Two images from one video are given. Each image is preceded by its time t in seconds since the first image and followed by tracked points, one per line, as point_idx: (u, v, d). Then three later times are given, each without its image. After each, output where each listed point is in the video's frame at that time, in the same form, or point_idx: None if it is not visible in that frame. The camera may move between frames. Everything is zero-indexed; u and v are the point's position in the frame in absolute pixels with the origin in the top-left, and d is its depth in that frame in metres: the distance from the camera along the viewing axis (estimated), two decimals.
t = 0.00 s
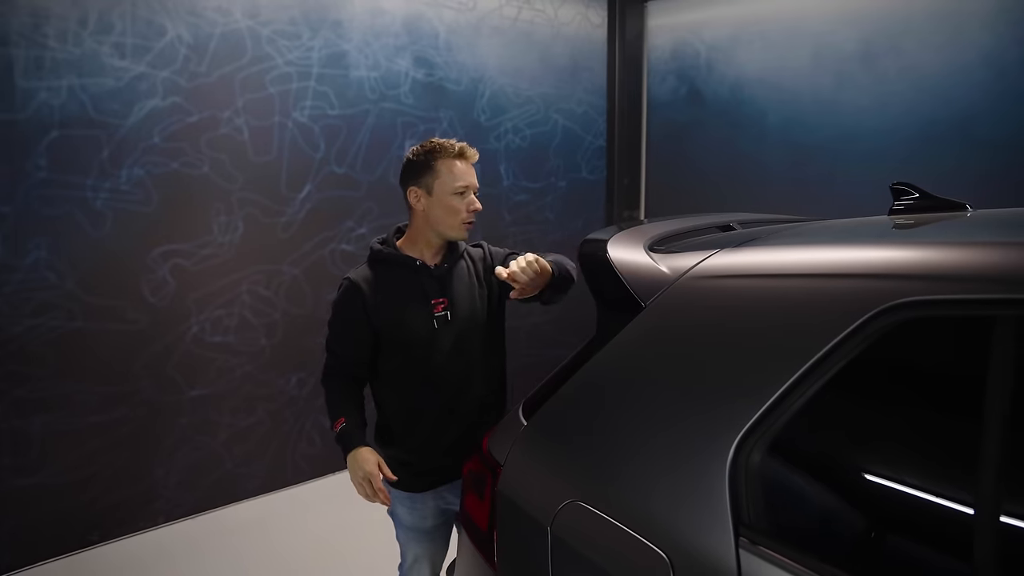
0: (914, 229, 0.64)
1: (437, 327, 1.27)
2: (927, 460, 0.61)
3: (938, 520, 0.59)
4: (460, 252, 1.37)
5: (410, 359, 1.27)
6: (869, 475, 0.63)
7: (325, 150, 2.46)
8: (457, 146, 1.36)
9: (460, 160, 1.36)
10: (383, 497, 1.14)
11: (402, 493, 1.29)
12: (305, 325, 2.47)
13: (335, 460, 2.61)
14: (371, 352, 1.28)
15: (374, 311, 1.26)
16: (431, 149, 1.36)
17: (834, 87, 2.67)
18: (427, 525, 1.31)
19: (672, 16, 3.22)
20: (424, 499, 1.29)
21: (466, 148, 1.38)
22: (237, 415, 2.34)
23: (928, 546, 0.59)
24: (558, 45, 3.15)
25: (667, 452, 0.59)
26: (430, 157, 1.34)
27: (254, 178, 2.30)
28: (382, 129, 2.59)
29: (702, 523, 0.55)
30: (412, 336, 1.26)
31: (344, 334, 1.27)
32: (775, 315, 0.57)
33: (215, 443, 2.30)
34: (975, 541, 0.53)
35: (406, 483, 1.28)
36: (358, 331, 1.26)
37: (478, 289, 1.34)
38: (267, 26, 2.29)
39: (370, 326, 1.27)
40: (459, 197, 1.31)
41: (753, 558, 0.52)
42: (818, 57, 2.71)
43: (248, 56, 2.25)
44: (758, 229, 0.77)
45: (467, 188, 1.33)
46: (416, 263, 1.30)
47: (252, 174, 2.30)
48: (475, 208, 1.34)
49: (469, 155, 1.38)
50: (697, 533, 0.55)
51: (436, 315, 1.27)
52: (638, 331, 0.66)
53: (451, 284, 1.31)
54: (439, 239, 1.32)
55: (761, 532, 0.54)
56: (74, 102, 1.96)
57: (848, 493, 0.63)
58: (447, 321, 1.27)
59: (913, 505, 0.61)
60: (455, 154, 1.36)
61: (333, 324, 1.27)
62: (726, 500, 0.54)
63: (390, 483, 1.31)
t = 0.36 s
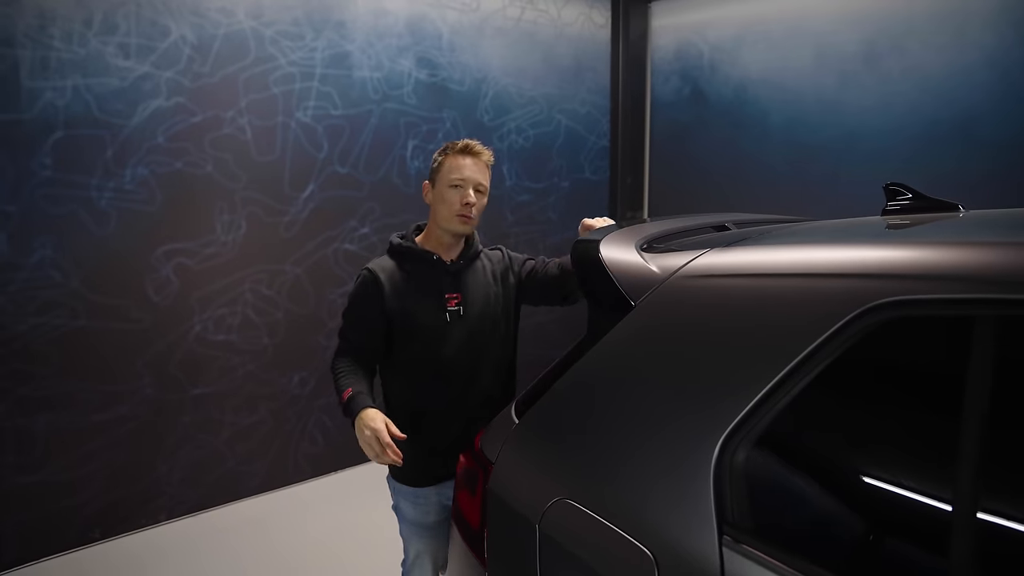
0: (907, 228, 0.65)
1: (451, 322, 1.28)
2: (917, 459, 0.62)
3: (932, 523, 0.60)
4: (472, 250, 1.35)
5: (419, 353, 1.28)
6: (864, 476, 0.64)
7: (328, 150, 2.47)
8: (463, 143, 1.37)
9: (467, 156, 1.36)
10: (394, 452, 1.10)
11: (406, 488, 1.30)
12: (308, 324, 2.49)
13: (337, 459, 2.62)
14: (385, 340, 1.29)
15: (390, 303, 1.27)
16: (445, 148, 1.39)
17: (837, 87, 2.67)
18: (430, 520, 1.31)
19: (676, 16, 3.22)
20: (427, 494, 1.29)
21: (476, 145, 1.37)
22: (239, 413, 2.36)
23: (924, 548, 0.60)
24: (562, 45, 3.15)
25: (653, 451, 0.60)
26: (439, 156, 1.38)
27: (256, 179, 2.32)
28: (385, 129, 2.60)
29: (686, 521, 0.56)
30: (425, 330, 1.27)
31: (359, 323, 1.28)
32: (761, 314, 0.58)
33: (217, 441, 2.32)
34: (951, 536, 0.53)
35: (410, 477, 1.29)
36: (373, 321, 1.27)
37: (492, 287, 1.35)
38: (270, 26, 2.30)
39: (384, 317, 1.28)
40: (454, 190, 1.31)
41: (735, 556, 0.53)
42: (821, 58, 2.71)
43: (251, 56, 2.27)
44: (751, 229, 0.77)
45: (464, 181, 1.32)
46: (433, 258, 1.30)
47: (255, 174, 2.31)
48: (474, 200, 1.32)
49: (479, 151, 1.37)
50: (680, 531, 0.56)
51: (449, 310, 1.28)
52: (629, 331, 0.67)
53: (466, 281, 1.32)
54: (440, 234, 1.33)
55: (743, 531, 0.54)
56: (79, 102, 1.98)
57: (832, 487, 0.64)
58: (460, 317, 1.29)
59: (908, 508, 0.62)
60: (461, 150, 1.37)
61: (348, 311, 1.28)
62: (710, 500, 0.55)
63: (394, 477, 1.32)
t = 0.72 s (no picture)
0: (896, 232, 0.65)
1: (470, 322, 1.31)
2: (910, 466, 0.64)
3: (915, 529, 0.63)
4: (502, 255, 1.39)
5: (438, 344, 1.31)
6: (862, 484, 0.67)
7: (326, 152, 2.48)
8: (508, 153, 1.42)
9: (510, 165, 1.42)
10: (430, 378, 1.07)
11: (405, 485, 1.32)
12: (306, 327, 2.50)
13: (335, 460, 2.63)
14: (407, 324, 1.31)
15: (417, 292, 1.30)
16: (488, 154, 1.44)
17: (838, 88, 2.71)
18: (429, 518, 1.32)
19: (676, 17, 3.25)
20: (426, 492, 1.30)
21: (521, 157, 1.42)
22: (237, 415, 2.36)
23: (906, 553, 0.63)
24: (561, 47, 3.16)
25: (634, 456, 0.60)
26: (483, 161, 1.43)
27: (254, 181, 2.32)
28: (383, 131, 2.61)
29: (663, 528, 0.56)
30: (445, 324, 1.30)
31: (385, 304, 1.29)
32: (739, 319, 0.59)
33: (214, 443, 2.32)
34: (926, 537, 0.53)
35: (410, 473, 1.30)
36: (399, 305, 1.30)
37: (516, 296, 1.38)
38: (268, 29, 2.31)
39: (410, 305, 1.31)
40: (496, 197, 1.36)
41: (711, 562, 0.53)
42: (821, 58, 2.75)
43: (249, 58, 2.27)
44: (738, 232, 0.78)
45: (507, 189, 1.37)
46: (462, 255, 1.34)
47: (253, 176, 2.32)
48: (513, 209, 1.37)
49: (524, 163, 1.42)
50: (658, 537, 0.56)
51: (472, 309, 1.32)
52: (616, 335, 0.67)
53: (490, 283, 1.35)
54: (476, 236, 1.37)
55: (720, 538, 0.54)
56: (77, 104, 1.98)
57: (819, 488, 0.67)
58: (481, 317, 1.32)
59: (894, 514, 0.65)
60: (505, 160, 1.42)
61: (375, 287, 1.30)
62: (687, 505, 0.55)
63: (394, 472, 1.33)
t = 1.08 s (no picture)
0: (883, 234, 0.66)
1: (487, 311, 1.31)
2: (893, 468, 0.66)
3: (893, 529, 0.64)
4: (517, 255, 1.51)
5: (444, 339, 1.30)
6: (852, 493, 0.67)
7: (321, 153, 2.48)
8: (526, 160, 1.45)
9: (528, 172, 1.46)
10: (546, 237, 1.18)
11: (400, 479, 1.34)
12: (301, 329, 2.50)
13: (330, 462, 2.63)
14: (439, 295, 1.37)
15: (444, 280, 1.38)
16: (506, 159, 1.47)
17: (834, 89, 2.73)
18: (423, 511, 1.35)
19: (673, 19, 3.26)
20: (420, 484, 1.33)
21: (537, 164, 1.46)
22: (231, 416, 2.36)
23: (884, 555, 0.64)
24: (557, 48, 3.16)
25: (607, 460, 0.61)
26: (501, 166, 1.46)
27: (248, 183, 2.32)
28: (378, 132, 2.62)
29: (634, 532, 0.57)
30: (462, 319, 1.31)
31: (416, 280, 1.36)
32: (710, 320, 0.59)
33: (209, 444, 2.32)
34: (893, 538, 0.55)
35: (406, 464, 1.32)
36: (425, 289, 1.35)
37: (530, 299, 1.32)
38: (262, 30, 2.31)
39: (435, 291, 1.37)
40: (516, 205, 1.42)
41: (681, 567, 0.54)
42: (818, 60, 2.77)
43: (244, 60, 2.28)
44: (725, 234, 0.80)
45: (527, 198, 1.43)
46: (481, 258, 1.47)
47: (247, 177, 2.32)
48: (533, 216, 1.44)
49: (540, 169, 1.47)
50: (628, 543, 0.57)
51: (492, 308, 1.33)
52: (596, 337, 0.68)
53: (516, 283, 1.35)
54: (497, 241, 1.47)
55: (691, 544, 0.55)
56: (70, 106, 1.98)
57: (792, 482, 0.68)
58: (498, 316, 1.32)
59: (871, 515, 0.65)
60: (524, 166, 1.46)
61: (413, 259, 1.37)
62: (658, 511, 0.56)
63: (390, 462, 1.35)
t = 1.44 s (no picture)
0: (873, 238, 0.68)
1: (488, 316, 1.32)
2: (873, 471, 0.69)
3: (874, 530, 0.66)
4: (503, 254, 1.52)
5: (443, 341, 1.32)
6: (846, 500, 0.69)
7: (320, 155, 2.49)
8: (497, 155, 1.46)
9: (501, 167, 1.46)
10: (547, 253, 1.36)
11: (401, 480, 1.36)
12: (301, 330, 2.51)
13: (330, 463, 2.63)
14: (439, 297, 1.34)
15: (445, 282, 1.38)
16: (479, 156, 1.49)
17: (834, 91, 2.73)
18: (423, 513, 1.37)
19: (673, 21, 3.27)
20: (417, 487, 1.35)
21: (509, 157, 1.47)
22: (230, 417, 2.37)
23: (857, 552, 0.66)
24: (558, 50, 3.17)
25: (589, 464, 0.63)
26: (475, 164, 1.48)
27: (248, 185, 2.33)
28: (377, 134, 2.62)
29: (612, 535, 0.59)
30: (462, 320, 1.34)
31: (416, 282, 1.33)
32: (716, 322, 0.59)
33: (208, 445, 2.33)
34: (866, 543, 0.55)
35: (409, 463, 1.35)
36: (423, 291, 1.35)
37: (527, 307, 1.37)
38: (262, 33, 2.32)
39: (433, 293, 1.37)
40: (489, 199, 1.42)
41: (658, 571, 0.55)
42: (818, 62, 2.78)
43: (243, 62, 2.29)
44: (712, 240, 0.82)
45: (499, 191, 1.43)
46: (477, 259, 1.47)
47: (247, 179, 2.33)
48: (508, 208, 1.44)
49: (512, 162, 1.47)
50: (607, 545, 0.59)
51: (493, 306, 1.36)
52: (580, 341, 0.69)
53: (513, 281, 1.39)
54: (477, 239, 1.46)
55: (668, 548, 0.57)
56: (70, 108, 1.99)
57: (783, 486, 0.71)
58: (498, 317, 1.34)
59: (855, 521, 0.67)
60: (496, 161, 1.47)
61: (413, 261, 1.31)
62: (636, 515, 0.58)
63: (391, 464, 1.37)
